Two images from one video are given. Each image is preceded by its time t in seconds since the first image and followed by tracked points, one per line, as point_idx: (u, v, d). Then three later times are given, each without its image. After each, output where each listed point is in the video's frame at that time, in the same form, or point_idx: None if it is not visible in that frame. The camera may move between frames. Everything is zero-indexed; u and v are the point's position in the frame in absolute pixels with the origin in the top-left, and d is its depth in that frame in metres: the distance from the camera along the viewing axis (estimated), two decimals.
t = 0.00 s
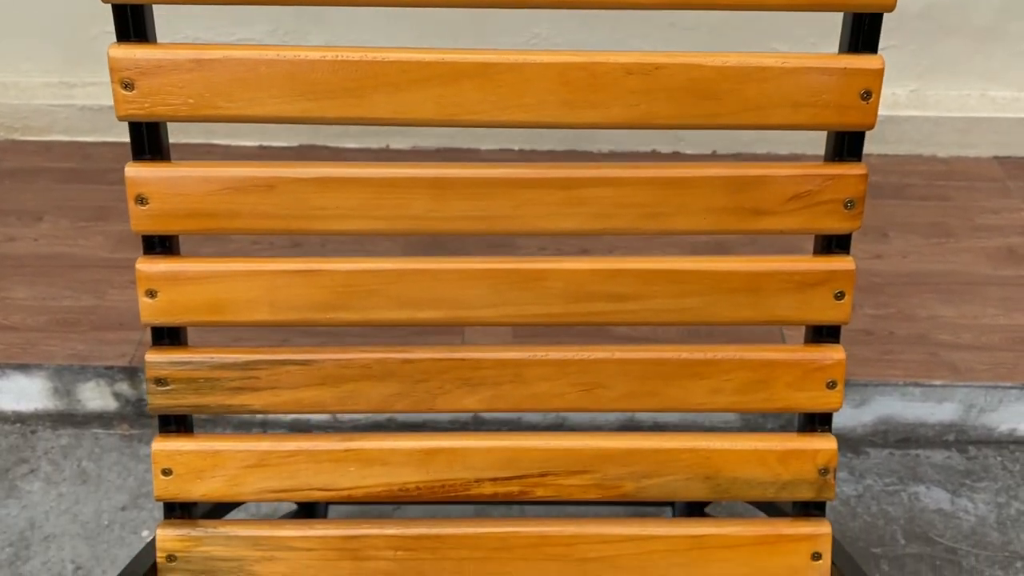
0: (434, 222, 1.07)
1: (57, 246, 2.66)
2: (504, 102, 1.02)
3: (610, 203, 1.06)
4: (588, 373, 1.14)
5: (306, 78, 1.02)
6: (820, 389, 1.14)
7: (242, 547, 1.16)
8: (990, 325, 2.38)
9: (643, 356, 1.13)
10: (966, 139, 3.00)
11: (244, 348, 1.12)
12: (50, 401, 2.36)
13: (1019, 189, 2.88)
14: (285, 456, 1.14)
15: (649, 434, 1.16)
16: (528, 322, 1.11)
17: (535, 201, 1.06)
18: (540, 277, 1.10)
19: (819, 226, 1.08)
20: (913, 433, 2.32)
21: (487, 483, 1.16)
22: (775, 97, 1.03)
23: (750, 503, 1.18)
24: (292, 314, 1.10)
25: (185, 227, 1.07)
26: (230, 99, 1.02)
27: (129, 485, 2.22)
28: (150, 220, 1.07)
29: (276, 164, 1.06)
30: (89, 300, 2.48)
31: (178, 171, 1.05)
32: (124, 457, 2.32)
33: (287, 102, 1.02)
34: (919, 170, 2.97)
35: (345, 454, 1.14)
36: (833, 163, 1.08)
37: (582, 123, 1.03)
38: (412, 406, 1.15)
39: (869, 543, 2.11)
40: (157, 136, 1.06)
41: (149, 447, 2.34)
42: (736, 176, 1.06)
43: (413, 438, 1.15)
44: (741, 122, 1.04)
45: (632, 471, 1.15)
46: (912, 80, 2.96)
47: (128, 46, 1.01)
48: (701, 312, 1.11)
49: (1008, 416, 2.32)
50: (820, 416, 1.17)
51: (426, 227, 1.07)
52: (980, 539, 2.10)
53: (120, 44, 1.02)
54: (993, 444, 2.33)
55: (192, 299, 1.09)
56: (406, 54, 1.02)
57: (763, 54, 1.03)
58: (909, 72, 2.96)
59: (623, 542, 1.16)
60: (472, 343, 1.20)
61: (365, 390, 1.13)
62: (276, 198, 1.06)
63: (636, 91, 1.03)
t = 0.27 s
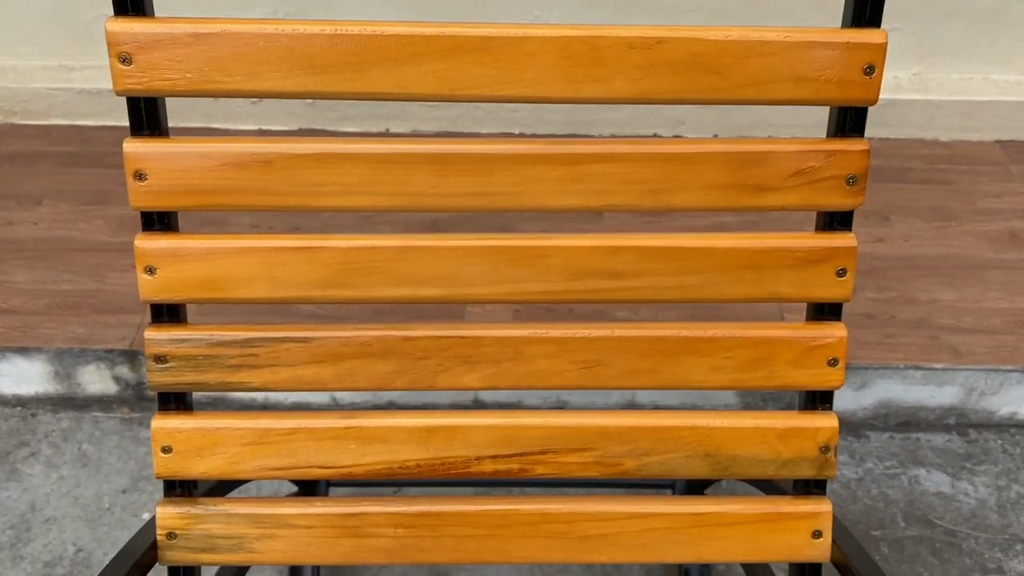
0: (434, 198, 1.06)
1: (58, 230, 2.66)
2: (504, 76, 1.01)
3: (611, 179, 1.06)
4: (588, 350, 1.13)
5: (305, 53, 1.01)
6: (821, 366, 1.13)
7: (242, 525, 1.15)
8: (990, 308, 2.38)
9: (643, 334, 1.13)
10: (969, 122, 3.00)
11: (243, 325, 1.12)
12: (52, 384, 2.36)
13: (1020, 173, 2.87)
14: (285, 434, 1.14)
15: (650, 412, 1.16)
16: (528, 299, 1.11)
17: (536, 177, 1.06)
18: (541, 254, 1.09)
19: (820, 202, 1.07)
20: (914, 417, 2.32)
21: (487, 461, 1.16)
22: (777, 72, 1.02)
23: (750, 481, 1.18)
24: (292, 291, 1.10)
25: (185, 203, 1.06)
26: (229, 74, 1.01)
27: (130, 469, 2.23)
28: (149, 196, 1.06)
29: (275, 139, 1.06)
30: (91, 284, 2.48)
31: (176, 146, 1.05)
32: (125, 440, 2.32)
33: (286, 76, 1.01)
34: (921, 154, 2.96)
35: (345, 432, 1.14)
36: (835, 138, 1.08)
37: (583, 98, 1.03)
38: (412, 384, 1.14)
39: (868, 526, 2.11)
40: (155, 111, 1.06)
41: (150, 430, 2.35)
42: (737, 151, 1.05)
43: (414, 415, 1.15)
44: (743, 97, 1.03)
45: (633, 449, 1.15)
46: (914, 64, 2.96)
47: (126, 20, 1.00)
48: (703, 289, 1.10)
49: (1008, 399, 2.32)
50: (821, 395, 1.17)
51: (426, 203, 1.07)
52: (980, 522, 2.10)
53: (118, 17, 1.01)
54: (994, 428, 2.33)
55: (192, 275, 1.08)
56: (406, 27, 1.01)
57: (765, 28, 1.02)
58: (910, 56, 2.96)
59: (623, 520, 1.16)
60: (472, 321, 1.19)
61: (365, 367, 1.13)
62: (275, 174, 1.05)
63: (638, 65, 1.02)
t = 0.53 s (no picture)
0: (435, 173, 1.06)
1: (58, 213, 2.65)
2: (506, 50, 1.01)
3: (613, 154, 1.05)
4: (590, 327, 1.13)
5: (306, 26, 1.00)
6: (824, 343, 1.13)
7: (245, 502, 1.16)
8: (992, 291, 2.38)
9: (646, 311, 1.12)
10: (971, 105, 2.99)
11: (245, 302, 1.11)
12: (53, 366, 2.36)
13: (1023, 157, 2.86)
14: (286, 412, 1.14)
15: (652, 389, 1.15)
16: (530, 276, 1.10)
17: (538, 152, 1.05)
18: (543, 231, 1.09)
19: (823, 178, 1.07)
20: (915, 400, 2.33)
21: (489, 438, 1.16)
22: (781, 46, 1.02)
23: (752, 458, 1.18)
24: (293, 267, 1.09)
25: (185, 179, 1.06)
26: (229, 48, 1.01)
27: (131, 451, 2.23)
28: (150, 172, 1.05)
29: (276, 114, 1.05)
30: (92, 267, 2.48)
31: (177, 121, 1.04)
32: (126, 423, 2.32)
33: (286, 50, 1.01)
34: (924, 137, 2.95)
35: (346, 409, 1.14)
36: (838, 113, 1.07)
37: (585, 72, 1.02)
38: (414, 361, 1.14)
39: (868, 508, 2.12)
40: (155, 86, 1.05)
41: (151, 413, 2.35)
42: (740, 126, 1.05)
43: (416, 392, 1.15)
44: (746, 71, 1.02)
45: (635, 426, 1.15)
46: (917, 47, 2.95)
47: None
48: (705, 266, 1.10)
49: (1009, 382, 2.31)
50: (823, 371, 1.17)
51: (427, 178, 1.06)
52: (981, 504, 2.10)
53: None
54: (996, 411, 2.33)
55: (193, 251, 1.08)
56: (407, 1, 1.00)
57: (769, 2, 1.01)
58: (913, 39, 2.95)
59: (624, 496, 1.16)
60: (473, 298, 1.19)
61: (366, 344, 1.13)
62: (276, 149, 1.05)
63: (641, 39, 1.01)
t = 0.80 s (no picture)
0: (441, 152, 1.06)
1: (58, 197, 2.65)
2: (512, 27, 1.00)
3: (619, 132, 1.05)
4: (596, 307, 1.13)
5: (311, 4, 1.00)
6: (829, 322, 1.13)
7: (250, 481, 1.16)
8: (995, 276, 2.37)
9: (651, 290, 1.12)
10: (976, 89, 2.98)
11: (249, 281, 1.11)
12: (55, 351, 2.36)
13: None
14: (291, 391, 1.14)
15: (657, 368, 1.16)
16: (535, 256, 1.10)
17: (543, 131, 1.05)
18: (548, 210, 1.08)
19: (829, 157, 1.06)
20: (917, 384, 2.33)
21: (493, 417, 1.16)
22: (787, 23, 1.01)
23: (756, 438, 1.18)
24: (298, 247, 1.09)
25: (189, 158, 1.05)
26: (234, 25, 1.00)
27: (135, 435, 2.24)
28: (153, 150, 1.05)
29: (280, 93, 1.05)
30: (94, 252, 2.47)
31: (181, 100, 1.04)
32: (129, 407, 2.32)
33: (291, 27, 1.00)
34: (927, 121, 2.95)
35: (352, 388, 1.14)
36: (845, 91, 1.07)
37: (591, 50, 1.02)
38: (419, 340, 1.14)
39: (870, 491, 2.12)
40: (159, 64, 1.05)
41: (154, 396, 2.35)
42: (746, 104, 1.05)
43: (421, 372, 1.15)
44: (752, 49, 1.02)
45: (639, 405, 1.15)
46: (921, 31, 2.95)
47: None
48: (710, 245, 1.09)
49: (1011, 367, 2.32)
50: (828, 351, 1.17)
51: (432, 157, 1.06)
52: (982, 488, 2.11)
53: None
54: (997, 395, 2.34)
55: (197, 231, 1.08)
56: None
57: None
58: (917, 23, 2.95)
59: (628, 475, 1.17)
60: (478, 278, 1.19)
61: (372, 324, 1.13)
62: (280, 127, 1.04)
63: (647, 16, 1.01)
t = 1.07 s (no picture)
0: (444, 133, 1.06)
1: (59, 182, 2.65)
2: (515, 7, 1.00)
3: (622, 113, 1.05)
4: (598, 289, 1.13)
5: None
6: (832, 304, 1.13)
7: (254, 462, 1.17)
8: (996, 261, 2.38)
9: (653, 272, 1.12)
10: (978, 75, 2.98)
11: (252, 263, 1.11)
12: (57, 337, 2.36)
13: None
14: (295, 373, 1.15)
15: (659, 350, 1.16)
16: (538, 238, 1.10)
17: (546, 112, 1.05)
18: (551, 191, 1.08)
19: (833, 138, 1.06)
20: (918, 370, 2.33)
21: (496, 399, 1.16)
22: (791, 3, 1.01)
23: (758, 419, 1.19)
24: (301, 228, 1.09)
25: (192, 139, 1.05)
26: (236, 5, 1.00)
27: (137, 420, 2.24)
28: (156, 131, 1.05)
29: (283, 74, 1.05)
30: (95, 237, 2.47)
31: (184, 81, 1.04)
32: (131, 392, 2.33)
33: (294, 7, 1.00)
34: (929, 107, 2.94)
35: (355, 370, 1.15)
36: (849, 73, 1.07)
37: (594, 30, 1.02)
38: (422, 322, 1.14)
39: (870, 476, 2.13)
40: (162, 45, 1.04)
41: (157, 382, 2.36)
42: (750, 85, 1.04)
43: (424, 354, 1.16)
44: (756, 29, 1.02)
45: (642, 387, 1.16)
46: (923, 16, 2.95)
47: None
48: (713, 227, 1.10)
49: (1012, 352, 2.32)
50: (831, 333, 1.17)
51: (435, 138, 1.06)
52: (982, 472, 2.11)
53: None
54: (998, 380, 2.34)
55: (200, 212, 1.08)
56: None
57: None
58: (920, 9, 2.94)
59: (630, 456, 1.17)
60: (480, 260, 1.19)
61: (375, 306, 1.13)
62: (283, 108, 1.04)
63: None
